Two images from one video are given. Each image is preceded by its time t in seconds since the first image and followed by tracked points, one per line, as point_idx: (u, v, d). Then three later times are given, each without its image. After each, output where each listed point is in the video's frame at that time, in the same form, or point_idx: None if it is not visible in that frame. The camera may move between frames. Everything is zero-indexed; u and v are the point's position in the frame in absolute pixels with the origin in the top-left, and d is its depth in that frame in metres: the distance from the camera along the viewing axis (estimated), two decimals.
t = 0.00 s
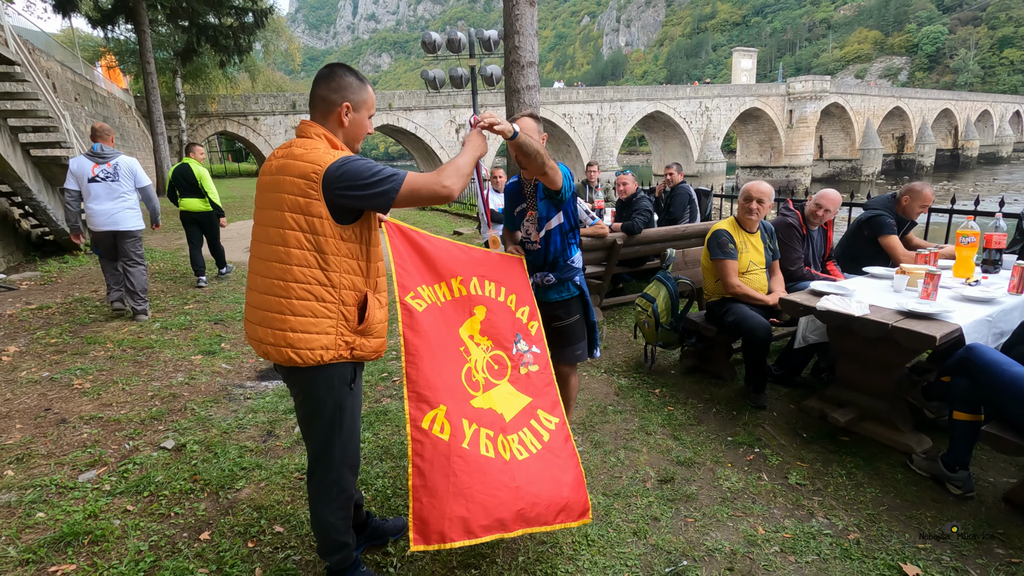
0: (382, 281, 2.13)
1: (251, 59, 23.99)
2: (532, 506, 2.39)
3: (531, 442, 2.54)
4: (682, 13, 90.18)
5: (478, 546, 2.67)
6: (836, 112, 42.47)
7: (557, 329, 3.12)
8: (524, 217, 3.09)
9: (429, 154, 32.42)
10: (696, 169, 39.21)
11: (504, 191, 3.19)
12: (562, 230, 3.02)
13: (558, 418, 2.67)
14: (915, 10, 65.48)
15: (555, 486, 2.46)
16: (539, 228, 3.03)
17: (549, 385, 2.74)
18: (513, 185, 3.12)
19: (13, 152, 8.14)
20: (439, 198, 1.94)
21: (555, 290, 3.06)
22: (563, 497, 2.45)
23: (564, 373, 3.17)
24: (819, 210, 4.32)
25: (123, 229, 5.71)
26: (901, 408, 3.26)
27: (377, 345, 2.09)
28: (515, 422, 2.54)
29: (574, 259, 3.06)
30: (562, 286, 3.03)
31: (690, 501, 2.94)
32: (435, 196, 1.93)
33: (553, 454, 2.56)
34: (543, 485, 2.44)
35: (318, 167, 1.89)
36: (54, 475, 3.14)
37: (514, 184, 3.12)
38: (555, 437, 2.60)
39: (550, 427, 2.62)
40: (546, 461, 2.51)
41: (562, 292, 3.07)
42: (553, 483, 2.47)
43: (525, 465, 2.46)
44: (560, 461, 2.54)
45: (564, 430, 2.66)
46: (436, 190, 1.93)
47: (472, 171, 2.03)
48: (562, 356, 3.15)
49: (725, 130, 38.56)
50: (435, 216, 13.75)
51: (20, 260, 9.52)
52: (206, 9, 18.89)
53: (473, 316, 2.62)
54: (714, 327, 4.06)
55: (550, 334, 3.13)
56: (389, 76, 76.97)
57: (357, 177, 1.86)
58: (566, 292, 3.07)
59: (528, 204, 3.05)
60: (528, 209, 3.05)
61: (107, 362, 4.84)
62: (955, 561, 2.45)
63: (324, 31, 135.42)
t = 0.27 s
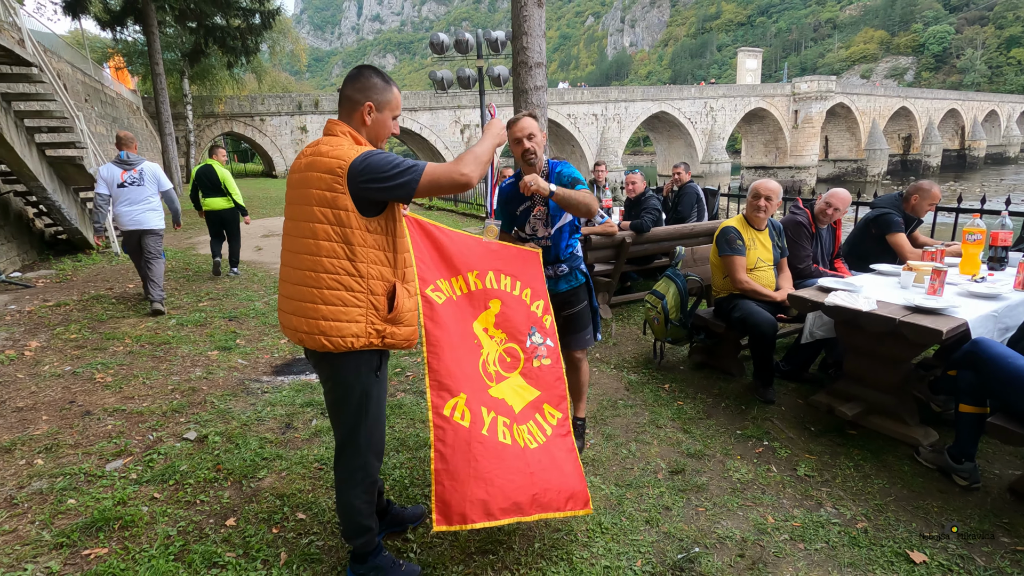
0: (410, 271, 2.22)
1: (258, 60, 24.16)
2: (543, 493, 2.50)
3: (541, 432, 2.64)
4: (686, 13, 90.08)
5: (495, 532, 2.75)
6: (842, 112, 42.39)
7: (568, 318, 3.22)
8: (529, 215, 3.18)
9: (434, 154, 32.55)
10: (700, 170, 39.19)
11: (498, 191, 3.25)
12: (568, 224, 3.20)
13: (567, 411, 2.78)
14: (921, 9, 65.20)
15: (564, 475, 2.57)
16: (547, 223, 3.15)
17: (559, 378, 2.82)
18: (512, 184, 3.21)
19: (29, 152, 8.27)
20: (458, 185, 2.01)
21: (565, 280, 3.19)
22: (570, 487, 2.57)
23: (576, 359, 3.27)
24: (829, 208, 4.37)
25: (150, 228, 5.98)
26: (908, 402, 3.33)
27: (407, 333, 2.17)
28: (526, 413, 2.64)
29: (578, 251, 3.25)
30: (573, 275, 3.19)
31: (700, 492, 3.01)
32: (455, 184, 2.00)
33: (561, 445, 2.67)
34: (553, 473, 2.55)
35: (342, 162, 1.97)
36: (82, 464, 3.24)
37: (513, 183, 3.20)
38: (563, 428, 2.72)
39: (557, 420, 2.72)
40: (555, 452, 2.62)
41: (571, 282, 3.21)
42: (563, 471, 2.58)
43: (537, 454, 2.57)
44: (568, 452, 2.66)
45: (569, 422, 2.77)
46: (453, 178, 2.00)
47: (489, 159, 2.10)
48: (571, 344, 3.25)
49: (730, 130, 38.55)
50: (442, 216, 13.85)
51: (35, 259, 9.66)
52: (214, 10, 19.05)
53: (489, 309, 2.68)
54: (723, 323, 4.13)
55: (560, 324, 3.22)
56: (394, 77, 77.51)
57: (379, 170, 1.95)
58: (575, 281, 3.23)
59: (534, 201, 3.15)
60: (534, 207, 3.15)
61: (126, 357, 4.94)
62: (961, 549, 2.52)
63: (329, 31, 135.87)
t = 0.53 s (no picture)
0: (429, 261, 2.26)
1: (264, 60, 24.31)
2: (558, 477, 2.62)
3: (554, 419, 2.76)
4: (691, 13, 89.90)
5: (506, 522, 2.82)
6: (847, 111, 42.25)
7: (582, 307, 3.45)
8: (542, 206, 3.53)
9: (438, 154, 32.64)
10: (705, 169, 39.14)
11: (513, 187, 3.58)
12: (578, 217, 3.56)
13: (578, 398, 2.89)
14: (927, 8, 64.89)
15: (575, 459, 2.71)
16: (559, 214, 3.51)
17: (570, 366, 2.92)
18: (528, 180, 3.56)
19: (42, 152, 8.39)
20: (464, 168, 2.03)
21: (578, 271, 3.42)
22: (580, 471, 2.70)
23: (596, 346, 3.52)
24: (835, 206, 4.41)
25: (169, 217, 6.66)
26: (913, 397, 3.37)
27: (427, 322, 2.23)
28: (539, 401, 2.74)
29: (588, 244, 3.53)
30: (584, 265, 3.42)
31: (708, 485, 3.07)
32: (461, 167, 2.03)
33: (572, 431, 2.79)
34: (566, 457, 2.68)
35: (352, 159, 2.03)
36: (103, 455, 3.32)
37: (528, 178, 3.54)
38: (576, 415, 2.83)
39: (568, 407, 2.82)
40: (566, 438, 2.75)
41: (583, 273, 3.44)
42: (574, 455, 2.71)
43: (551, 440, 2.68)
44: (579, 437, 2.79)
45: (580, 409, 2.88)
46: (459, 161, 2.03)
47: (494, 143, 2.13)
48: (588, 332, 3.48)
49: (735, 129, 38.52)
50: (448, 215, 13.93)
51: (47, 257, 9.79)
52: (221, 11, 19.20)
53: (503, 301, 2.77)
54: (729, 320, 4.18)
55: (577, 313, 3.45)
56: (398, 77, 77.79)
57: (387, 162, 2.00)
58: (586, 272, 3.45)
59: (548, 194, 3.50)
60: (548, 199, 3.50)
61: (142, 352, 5.04)
62: (966, 540, 2.57)
63: (334, 31, 136.27)
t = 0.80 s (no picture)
0: (427, 256, 2.31)
1: (269, 59, 24.39)
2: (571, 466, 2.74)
3: (568, 408, 2.84)
4: (696, 11, 89.55)
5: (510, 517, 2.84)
6: (853, 110, 42.02)
7: (599, 304, 3.59)
8: (563, 201, 3.58)
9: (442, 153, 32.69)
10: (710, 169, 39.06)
11: (535, 180, 3.59)
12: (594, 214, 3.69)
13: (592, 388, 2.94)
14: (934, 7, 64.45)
15: (585, 448, 2.83)
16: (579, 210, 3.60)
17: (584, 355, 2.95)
18: (550, 174, 3.59)
19: (50, 151, 8.47)
20: (459, 158, 2.04)
21: (595, 267, 3.57)
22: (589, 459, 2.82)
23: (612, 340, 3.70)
24: (838, 205, 4.41)
25: (190, 216, 7.03)
26: (915, 395, 3.38)
27: (427, 315, 2.26)
28: (553, 391, 2.81)
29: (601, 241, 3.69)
30: (601, 262, 3.58)
31: (710, 481, 3.09)
32: (456, 157, 2.03)
33: (585, 421, 2.87)
34: (575, 448, 2.79)
35: (351, 157, 2.07)
36: (113, 449, 3.37)
37: (550, 172, 3.59)
38: (589, 404, 2.89)
39: (581, 397, 2.88)
40: (579, 426, 2.84)
41: (598, 269, 3.60)
42: (583, 446, 2.83)
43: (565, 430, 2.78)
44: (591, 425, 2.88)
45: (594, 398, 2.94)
46: (453, 150, 2.03)
47: (492, 134, 2.13)
48: (605, 328, 3.65)
49: (739, 128, 38.40)
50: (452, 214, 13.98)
51: (55, 255, 9.87)
52: (227, 10, 19.29)
53: (515, 295, 2.79)
54: (732, 318, 4.20)
55: (595, 309, 3.59)
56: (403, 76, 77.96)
57: (385, 157, 2.03)
58: (600, 269, 3.61)
59: (570, 189, 3.58)
60: (569, 195, 3.58)
61: (149, 349, 5.09)
62: (967, 536, 2.58)
63: (339, 32, 136.25)
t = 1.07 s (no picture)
0: (423, 253, 2.32)
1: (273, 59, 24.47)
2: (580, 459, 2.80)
3: (578, 401, 2.88)
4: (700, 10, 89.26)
5: (508, 516, 2.85)
6: (859, 109, 41.80)
7: (616, 301, 3.63)
8: (588, 197, 3.63)
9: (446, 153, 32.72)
10: (714, 168, 38.96)
11: (563, 175, 3.67)
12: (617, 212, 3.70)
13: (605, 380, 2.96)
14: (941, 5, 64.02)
15: (595, 441, 2.88)
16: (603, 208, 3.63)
17: (595, 348, 2.97)
18: (578, 170, 3.66)
19: (55, 151, 8.53)
20: (455, 152, 2.03)
21: (614, 264, 3.60)
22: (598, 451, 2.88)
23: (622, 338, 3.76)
24: (839, 204, 4.39)
25: (206, 212, 7.59)
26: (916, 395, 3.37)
27: (423, 313, 2.27)
28: (565, 384, 2.85)
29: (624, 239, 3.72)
30: (620, 260, 3.61)
31: (709, 480, 3.09)
32: (452, 152, 2.03)
33: (596, 413, 2.91)
34: (584, 442, 2.85)
35: (346, 156, 2.08)
36: (114, 447, 3.40)
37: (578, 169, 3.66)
38: (600, 397, 2.92)
39: (592, 390, 2.91)
40: (590, 418, 2.89)
41: (618, 266, 3.63)
42: (593, 438, 2.88)
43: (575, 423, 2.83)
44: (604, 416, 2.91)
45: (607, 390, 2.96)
46: (447, 143, 2.01)
47: (489, 128, 2.12)
48: (623, 324, 3.70)
49: (744, 127, 38.27)
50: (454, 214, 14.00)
51: (60, 254, 9.95)
52: (231, 10, 19.36)
53: (525, 290, 2.81)
54: (733, 317, 4.19)
55: (610, 306, 3.65)
56: (407, 76, 78.06)
57: (380, 155, 2.04)
58: (620, 267, 3.63)
59: (595, 186, 3.62)
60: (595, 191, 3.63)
61: (153, 347, 5.13)
62: (966, 536, 2.57)
63: (343, 32, 136.55)
